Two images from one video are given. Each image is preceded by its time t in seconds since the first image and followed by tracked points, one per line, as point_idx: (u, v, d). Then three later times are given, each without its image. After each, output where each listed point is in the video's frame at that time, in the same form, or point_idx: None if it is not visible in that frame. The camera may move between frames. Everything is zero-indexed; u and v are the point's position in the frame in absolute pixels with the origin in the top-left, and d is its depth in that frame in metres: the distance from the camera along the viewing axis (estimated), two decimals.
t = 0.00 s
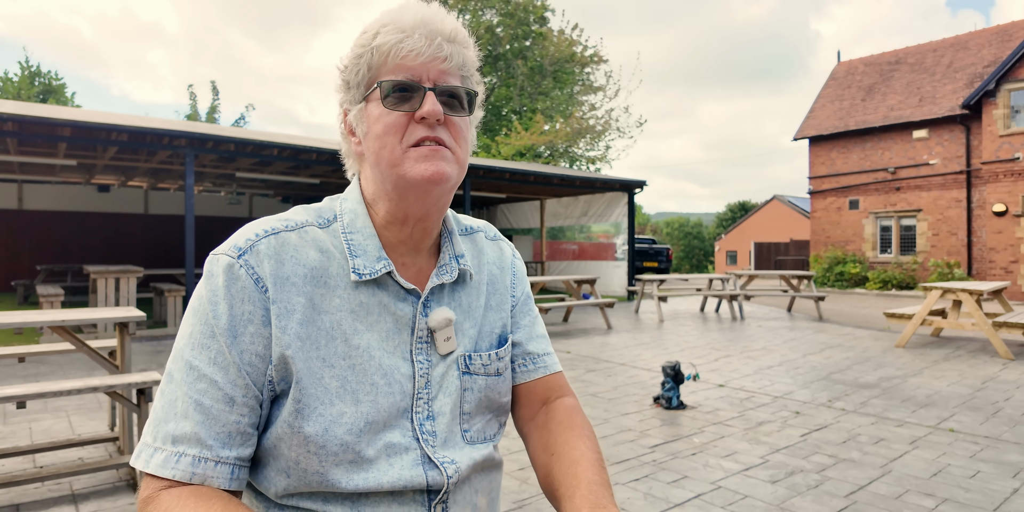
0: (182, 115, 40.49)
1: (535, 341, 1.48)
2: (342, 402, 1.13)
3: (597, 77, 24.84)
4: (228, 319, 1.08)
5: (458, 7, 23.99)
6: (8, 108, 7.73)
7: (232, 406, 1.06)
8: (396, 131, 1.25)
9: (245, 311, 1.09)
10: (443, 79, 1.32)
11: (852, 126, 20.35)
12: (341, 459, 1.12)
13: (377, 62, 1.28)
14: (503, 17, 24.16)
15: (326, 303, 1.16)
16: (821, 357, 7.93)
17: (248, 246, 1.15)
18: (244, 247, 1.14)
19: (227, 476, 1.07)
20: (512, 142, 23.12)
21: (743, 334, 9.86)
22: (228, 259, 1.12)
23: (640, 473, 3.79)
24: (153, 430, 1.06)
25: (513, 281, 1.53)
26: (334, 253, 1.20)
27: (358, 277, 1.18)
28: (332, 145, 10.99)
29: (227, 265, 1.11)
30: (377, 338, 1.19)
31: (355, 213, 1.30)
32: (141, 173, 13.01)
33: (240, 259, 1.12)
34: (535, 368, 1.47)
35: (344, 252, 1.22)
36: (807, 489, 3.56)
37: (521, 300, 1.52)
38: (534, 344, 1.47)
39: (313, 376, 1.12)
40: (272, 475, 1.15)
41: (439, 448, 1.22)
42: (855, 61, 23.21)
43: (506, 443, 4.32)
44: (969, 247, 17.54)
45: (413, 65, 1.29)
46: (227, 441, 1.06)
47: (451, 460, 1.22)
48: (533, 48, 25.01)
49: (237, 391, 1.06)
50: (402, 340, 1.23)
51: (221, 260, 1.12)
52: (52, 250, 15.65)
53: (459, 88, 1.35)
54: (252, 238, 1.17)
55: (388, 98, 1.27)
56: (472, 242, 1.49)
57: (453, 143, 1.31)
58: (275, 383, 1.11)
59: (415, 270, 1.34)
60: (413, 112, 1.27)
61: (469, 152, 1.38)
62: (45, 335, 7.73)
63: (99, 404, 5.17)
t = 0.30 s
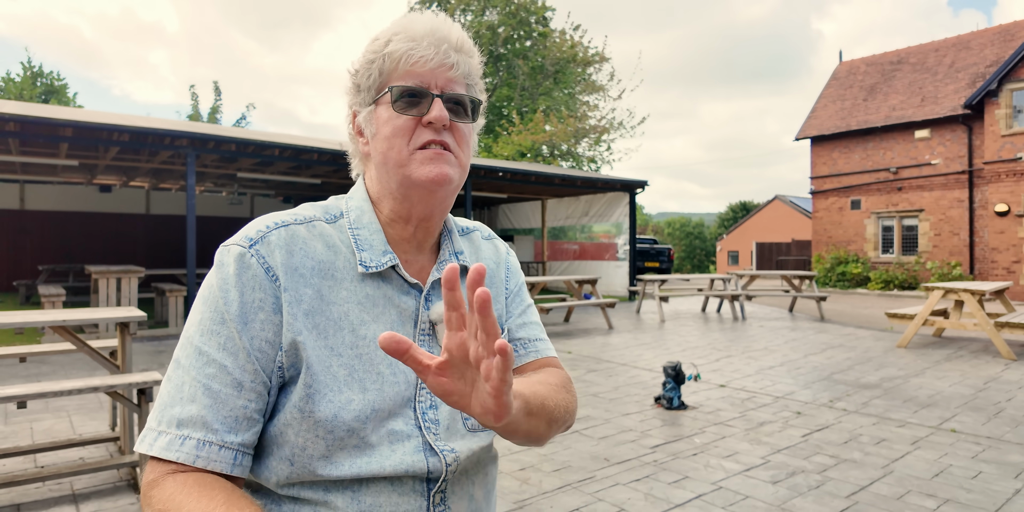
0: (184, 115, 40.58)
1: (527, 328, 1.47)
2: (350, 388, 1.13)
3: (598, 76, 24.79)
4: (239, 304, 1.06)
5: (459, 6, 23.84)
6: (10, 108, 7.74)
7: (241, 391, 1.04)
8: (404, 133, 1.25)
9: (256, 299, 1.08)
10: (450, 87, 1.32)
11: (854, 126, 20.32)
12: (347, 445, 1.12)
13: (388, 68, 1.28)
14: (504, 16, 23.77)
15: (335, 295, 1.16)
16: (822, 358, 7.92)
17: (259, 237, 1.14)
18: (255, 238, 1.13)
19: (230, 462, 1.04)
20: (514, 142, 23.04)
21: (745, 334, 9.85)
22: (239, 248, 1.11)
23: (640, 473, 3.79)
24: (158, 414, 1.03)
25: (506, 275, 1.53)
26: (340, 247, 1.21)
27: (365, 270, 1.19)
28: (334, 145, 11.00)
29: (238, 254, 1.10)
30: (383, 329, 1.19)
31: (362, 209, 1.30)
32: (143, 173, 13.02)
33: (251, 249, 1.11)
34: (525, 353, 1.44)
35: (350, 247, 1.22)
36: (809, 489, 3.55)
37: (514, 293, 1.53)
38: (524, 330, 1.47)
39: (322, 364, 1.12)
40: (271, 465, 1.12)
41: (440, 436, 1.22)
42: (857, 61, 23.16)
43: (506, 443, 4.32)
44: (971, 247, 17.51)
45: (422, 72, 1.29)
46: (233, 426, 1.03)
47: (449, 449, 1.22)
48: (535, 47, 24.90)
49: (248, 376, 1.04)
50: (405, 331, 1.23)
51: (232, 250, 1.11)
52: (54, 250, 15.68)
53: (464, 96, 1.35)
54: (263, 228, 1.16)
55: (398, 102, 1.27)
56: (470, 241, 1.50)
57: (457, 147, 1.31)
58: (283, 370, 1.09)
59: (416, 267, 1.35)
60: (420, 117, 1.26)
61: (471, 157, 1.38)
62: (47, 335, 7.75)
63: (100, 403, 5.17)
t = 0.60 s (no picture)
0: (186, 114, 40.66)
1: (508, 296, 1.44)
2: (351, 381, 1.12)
3: (599, 76, 24.78)
4: (244, 292, 1.06)
5: (460, 6, 23.74)
6: (11, 108, 7.74)
7: (245, 379, 1.02)
8: (414, 135, 1.25)
9: (259, 287, 1.07)
10: (465, 99, 1.32)
11: (855, 126, 20.30)
12: (344, 437, 1.12)
13: (407, 72, 1.29)
14: (506, 16, 23.62)
15: (336, 287, 1.17)
16: (824, 358, 7.91)
17: (262, 229, 1.14)
18: (259, 230, 1.13)
19: (234, 450, 1.00)
20: (515, 143, 23.00)
21: (746, 335, 9.83)
22: (242, 240, 1.11)
23: (642, 474, 3.78)
24: (163, 403, 1.00)
25: (495, 259, 1.51)
26: (341, 242, 1.21)
27: (362, 264, 1.19)
28: (335, 145, 10.99)
29: (241, 245, 1.10)
30: (381, 323, 1.19)
31: (363, 208, 1.29)
32: (144, 173, 13.03)
33: (254, 240, 1.11)
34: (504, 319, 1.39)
35: (350, 242, 1.22)
36: (810, 490, 3.55)
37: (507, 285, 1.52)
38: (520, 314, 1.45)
39: (323, 356, 1.12)
40: (268, 461, 1.10)
41: (438, 431, 1.22)
42: (858, 61, 23.13)
43: (508, 444, 4.32)
44: (972, 247, 17.49)
45: (440, 81, 1.29)
46: (238, 415, 1.01)
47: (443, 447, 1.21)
48: (536, 47, 24.83)
49: (251, 365, 1.03)
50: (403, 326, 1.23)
51: (236, 242, 1.10)
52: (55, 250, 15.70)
53: (478, 109, 1.35)
54: (266, 221, 1.16)
55: (412, 106, 1.27)
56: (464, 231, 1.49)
57: (463, 156, 1.32)
58: (285, 360, 1.09)
59: (416, 264, 1.34)
60: (431, 122, 1.26)
61: (477, 166, 1.38)
62: (48, 335, 7.75)
63: (100, 404, 5.18)
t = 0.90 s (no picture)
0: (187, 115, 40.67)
1: (535, 337, 1.47)
2: (352, 401, 1.11)
3: (599, 76, 24.76)
4: (239, 313, 1.05)
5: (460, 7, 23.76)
6: (11, 108, 7.74)
7: (237, 403, 1.03)
8: (398, 137, 1.25)
9: (254, 307, 1.06)
10: (453, 91, 1.30)
11: (856, 126, 20.27)
12: (347, 457, 1.11)
13: (390, 68, 1.28)
14: (506, 16, 23.67)
15: (335, 302, 1.14)
16: (825, 358, 7.90)
17: (259, 241, 1.12)
18: (254, 243, 1.11)
19: (223, 476, 1.03)
20: (516, 142, 22.97)
21: (747, 335, 9.82)
22: (237, 253, 1.09)
23: (643, 475, 3.77)
24: (148, 425, 1.02)
25: (510, 278, 1.51)
26: (341, 254, 1.19)
27: (365, 278, 1.17)
28: (336, 145, 10.97)
29: (236, 260, 1.08)
30: (384, 339, 1.18)
31: (363, 214, 1.28)
32: (145, 173, 13.01)
33: (249, 254, 1.09)
34: (536, 363, 1.46)
35: (351, 254, 1.20)
36: (811, 490, 3.54)
37: (518, 300, 1.50)
38: (531, 338, 1.46)
39: (323, 376, 1.10)
40: (269, 480, 1.11)
41: (442, 449, 1.22)
42: (859, 61, 23.11)
43: (509, 445, 4.31)
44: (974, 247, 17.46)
45: (422, 73, 1.28)
46: (228, 440, 1.03)
47: (449, 464, 1.21)
48: (537, 46, 24.79)
49: (244, 388, 1.03)
50: (407, 341, 1.22)
51: (230, 255, 1.09)
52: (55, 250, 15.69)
53: (469, 100, 1.33)
54: (262, 233, 1.14)
55: (395, 104, 1.27)
56: (473, 241, 1.48)
57: (454, 153, 1.29)
58: (283, 382, 1.08)
59: (418, 271, 1.33)
60: (416, 120, 1.25)
61: (472, 160, 1.36)
62: (48, 336, 7.75)
63: (101, 404, 5.17)
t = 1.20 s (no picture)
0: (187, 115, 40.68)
1: (548, 355, 1.46)
2: (366, 414, 1.11)
3: (599, 76, 24.75)
4: (250, 323, 1.04)
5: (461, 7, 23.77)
6: (11, 108, 7.73)
7: (245, 413, 1.03)
8: (421, 141, 1.24)
9: (268, 316, 1.06)
10: (479, 94, 1.29)
11: (856, 127, 20.26)
12: (359, 469, 1.11)
13: (414, 69, 1.28)
14: (506, 16, 23.68)
15: (350, 312, 1.13)
16: (825, 358, 7.89)
17: (274, 247, 1.11)
18: (270, 249, 1.11)
19: (229, 485, 1.03)
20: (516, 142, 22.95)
21: (747, 335, 9.81)
22: (252, 259, 1.08)
23: (644, 475, 3.76)
24: (154, 431, 1.01)
25: (528, 291, 1.50)
26: (359, 261, 1.17)
27: (382, 288, 1.15)
28: (336, 145, 10.96)
29: (251, 266, 1.07)
30: (400, 349, 1.17)
31: (382, 219, 1.27)
32: (145, 173, 13.00)
33: (265, 261, 1.09)
34: (549, 381, 1.46)
35: (369, 260, 1.19)
36: (812, 491, 3.53)
37: (537, 313, 1.50)
38: (547, 356, 1.46)
39: (336, 388, 1.10)
40: (280, 488, 1.12)
41: (454, 463, 1.22)
42: (859, 61, 23.12)
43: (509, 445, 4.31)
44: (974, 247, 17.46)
45: (448, 75, 1.27)
46: (235, 450, 1.03)
47: (462, 478, 1.22)
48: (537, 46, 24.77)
49: (253, 399, 1.03)
50: (423, 351, 1.21)
51: (245, 261, 1.08)
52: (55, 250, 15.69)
53: (495, 105, 1.32)
54: (278, 239, 1.13)
55: (418, 106, 1.26)
56: (492, 247, 1.48)
57: (477, 160, 1.28)
58: (295, 394, 1.08)
59: (436, 279, 1.32)
60: (440, 124, 1.25)
61: (496, 167, 1.34)
62: (47, 336, 7.74)
63: (101, 404, 5.17)
